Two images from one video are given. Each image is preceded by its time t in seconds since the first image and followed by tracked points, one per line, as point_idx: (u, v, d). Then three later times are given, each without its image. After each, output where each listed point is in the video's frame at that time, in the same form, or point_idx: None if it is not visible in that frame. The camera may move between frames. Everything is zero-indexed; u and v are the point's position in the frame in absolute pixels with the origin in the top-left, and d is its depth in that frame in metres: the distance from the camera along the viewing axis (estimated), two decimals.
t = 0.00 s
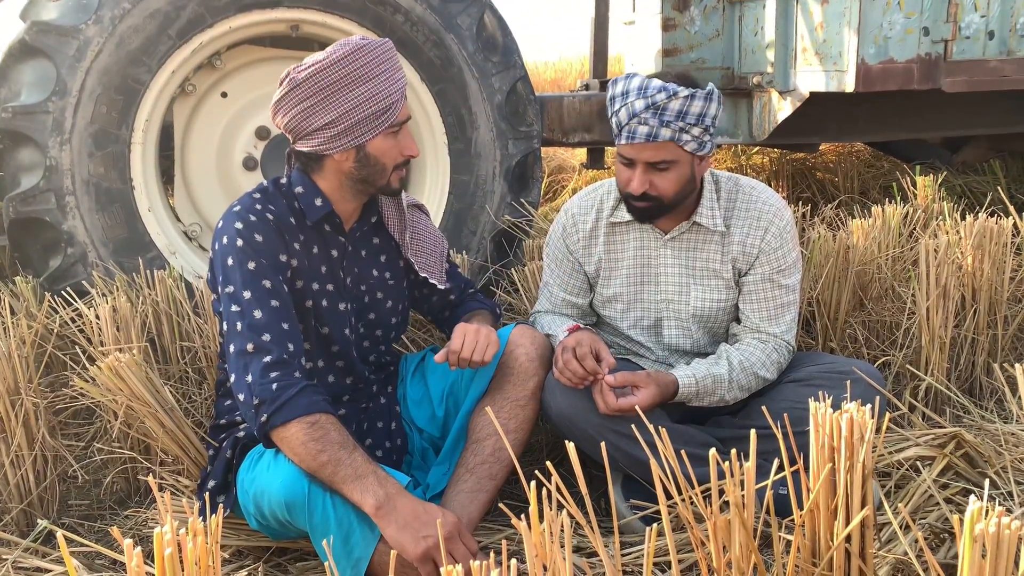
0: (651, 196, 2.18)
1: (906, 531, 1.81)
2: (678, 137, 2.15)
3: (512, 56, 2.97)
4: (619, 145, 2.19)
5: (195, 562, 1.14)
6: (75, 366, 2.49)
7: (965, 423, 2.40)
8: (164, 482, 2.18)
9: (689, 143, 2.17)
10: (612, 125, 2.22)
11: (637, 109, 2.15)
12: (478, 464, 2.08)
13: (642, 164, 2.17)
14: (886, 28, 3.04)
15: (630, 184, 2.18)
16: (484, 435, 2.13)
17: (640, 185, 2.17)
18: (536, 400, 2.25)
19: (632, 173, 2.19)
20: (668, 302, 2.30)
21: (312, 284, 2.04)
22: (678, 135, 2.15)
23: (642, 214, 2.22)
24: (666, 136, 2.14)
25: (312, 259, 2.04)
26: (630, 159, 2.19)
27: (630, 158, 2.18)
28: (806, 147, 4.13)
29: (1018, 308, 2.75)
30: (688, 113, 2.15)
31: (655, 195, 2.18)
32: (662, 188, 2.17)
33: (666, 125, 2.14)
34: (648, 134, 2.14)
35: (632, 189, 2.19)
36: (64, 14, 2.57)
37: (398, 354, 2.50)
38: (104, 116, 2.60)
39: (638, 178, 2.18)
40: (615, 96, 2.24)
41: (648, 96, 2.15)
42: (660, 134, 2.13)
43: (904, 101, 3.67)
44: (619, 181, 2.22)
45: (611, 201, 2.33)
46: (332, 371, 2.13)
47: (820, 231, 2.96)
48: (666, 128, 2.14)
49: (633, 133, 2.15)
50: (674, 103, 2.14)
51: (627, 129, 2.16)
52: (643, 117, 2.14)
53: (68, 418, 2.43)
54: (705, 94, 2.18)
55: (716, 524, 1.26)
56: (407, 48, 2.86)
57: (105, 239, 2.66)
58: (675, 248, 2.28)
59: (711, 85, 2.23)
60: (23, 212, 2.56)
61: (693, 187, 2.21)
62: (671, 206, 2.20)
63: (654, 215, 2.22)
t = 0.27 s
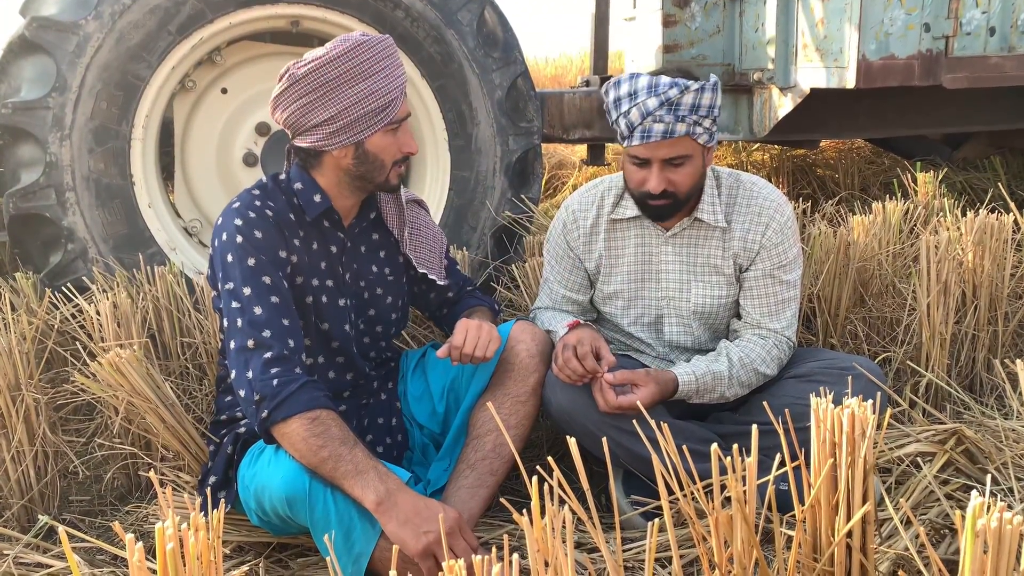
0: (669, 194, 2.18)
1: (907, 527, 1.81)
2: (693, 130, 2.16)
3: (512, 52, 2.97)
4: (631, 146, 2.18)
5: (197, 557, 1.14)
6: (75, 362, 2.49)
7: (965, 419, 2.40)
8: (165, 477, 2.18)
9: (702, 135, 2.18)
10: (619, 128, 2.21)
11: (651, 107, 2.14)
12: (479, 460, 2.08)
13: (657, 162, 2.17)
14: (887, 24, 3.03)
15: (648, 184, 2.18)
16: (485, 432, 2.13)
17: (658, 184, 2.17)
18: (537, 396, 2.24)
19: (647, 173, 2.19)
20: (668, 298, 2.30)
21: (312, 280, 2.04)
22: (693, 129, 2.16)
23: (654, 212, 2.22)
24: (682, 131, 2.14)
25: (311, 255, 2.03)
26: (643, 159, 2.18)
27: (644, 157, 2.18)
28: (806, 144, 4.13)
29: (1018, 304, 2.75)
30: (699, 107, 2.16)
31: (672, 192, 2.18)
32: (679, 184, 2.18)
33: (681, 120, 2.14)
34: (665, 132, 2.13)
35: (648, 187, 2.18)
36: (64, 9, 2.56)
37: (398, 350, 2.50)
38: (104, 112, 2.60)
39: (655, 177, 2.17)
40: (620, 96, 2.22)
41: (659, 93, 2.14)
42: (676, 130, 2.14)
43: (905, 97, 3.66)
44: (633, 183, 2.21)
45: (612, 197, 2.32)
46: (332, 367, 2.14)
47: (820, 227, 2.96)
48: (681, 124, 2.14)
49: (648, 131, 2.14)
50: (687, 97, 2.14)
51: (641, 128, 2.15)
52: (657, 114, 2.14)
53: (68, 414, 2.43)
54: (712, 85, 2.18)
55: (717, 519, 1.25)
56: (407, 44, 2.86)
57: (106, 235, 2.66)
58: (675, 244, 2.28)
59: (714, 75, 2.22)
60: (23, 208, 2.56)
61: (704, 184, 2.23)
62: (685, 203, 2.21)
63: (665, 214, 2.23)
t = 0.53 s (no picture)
0: (664, 184, 2.17)
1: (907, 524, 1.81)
2: (693, 123, 2.15)
3: (512, 49, 2.97)
4: (630, 133, 2.19)
5: (198, 553, 1.14)
6: (76, 359, 2.49)
7: (965, 416, 2.40)
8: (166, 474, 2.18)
9: (702, 129, 2.17)
10: (622, 115, 2.21)
11: (652, 95, 2.14)
12: (479, 457, 2.08)
13: (655, 152, 2.17)
14: (888, 21, 3.03)
15: (643, 172, 2.18)
16: (486, 429, 2.13)
17: (653, 172, 2.16)
18: (537, 394, 2.25)
19: (644, 162, 2.19)
20: (670, 294, 2.30)
21: (312, 277, 2.04)
22: (693, 121, 2.15)
23: (652, 205, 2.21)
24: (682, 122, 2.14)
25: (312, 252, 2.03)
26: (642, 146, 2.19)
27: (643, 145, 2.18)
28: (807, 141, 4.12)
29: (1019, 301, 2.75)
30: (702, 99, 2.16)
31: (668, 182, 2.17)
32: (676, 176, 2.17)
33: (681, 110, 2.14)
34: (664, 121, 2.14)
35: (644, 176, 2.17)
36: (64, 6, 2.56)
37: (399, 347, 2.50)
38: (104, 109, 2.60)
39: (652, 165, 2.17)
40: (626, 83, 2.23)
41: (662, 83, 2.15)
42: (676, 120, 2.13)
43: (905, 94, 3.66)
44: (630, 171, 2.21)
45: (615, 193, 2.32)
46: (333, 364, 2.14)
47: (821, 225, 2.96)
48: (681, 114, 2.14)
49: (648, 119, 2.14)
50: (689, 88, 2.14)
51: (641, 115, 2.15)
52: (658, 103, 2.14)
53: (69, 411, 2.43)
54: (717, 80, 2.19)
55: (718, 515, 1.26)
56: (408, 41, 2.86)
57: (106, 232, 2.66)
58: (678, 240, 2.28)
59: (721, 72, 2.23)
60: (24, 205, 2.56)
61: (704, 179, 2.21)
62: (685, 196, 2.20)
63: (663, 208, 2.21)
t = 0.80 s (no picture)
0: (674, 183, 2.17)
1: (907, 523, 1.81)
2: (702, 122, 2.15)
3: (512, 48, 2.97)
4: (639, 132, 2.18)
5: (199, 552, 1.14)
6: (76, 358, 2.49)
7: (965, 416, 2.40)
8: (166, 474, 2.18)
9: (711, 128, 2.17)
10: (629, 114, 2.21)
11: (662, 94, 2.14)
12: (480, 456, 2.08)
13: (664, 151, 2.17)
14: (888, 20, 3.03)
15: (654, 171, 2.17)
16: (486, 428, 2.13)
17: (663, 171, 2.16)
18: (538, 393, 2.25)
19: (653, 161, 2.19)
20: (671, 292, 2.30)
21: (311, 276, 2.03)
22: (702, 121, 2.15)
23: (660, 204, 2.22)
24: (692, 121, 2.14)
25: (311, 251, 2.03)
26: (650, 145, 2.18)
27: (651, 144, 2.18)
28: (807, 140, 4.12)
29: (1019, 301, 2.75)
30: (711, 98, 2.16)
31: (676, 181, 2.17)
32: (683, 175, 2.18)
33: (691, 109, 2.14)
34: (674, 120, 2.13)
35: (652, 175, 2.18)
36: (64, 5, 2.56)
37: (399, 347, 2.50)
38: (104, 108, 2.59)
39: (660, 164, 2.17)
40: (634, 83, 2.23)
41: (671, 82, 2.14)
42: (685, 119, 2.13)
43: (906, 93, 3.66)
44: (638, 170, 2.21)
45: (617, 189, 2.33)
46: (333, 363, 2.14)
47: (821, 224, 2.95)
48: (691, 113, 2.14)
49: (657, 118, 2.14)
50: (699, 88, 2.14)
51: (650, 115, 2.15)
52: (667, 101, 2.14)
53: (69, 410, 2.43)
54: (725, 80, 2.19)
55: (718, 515, 1.26)
56: (408, 40, 2.85)
57: (106, 231, 2.66)
58: (680, 238, 2.29)
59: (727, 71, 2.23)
60: (24, 204, 2.56)
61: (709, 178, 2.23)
62: (691, 195, 2.21)
63: (671, 206, 2.22)
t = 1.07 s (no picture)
0: (660, 182, 2.19)
1: (906, 523, 1.81)
2: (689, 121, 2.15)
3: (512, 49, 2.97)
4: (627, 132, 2.19)
5: (200, 554, 1.14)
6: (77, 359, 2.50)
7: (965, 416, 2.40)
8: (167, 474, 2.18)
9: (699, 127, 2.17)
10: (619, 114, 2.23)
11: (648, 94, 2.15)
12: (479, 457, 2.09)
13: (651, 151, 2.18)
14: (888, 21, 3.03)
15: (640, 171, 2.18)
16: (486, 429, 2.14)
17: (649, 171, 2.18)
18: (538, 394, 2.25)
19: (640, 161, 2.19)
20: (671, 292, 2.30)
21: (310, 277, 2.04)
22: (688, 120, 2.15)
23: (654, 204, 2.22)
24: (677, 121, 2.14)
25: (309, 252, 2.04)
26: (638, 145, 2.19)
27: (639, 144, 2.18)
28: (807, 140, 4.13)
29: (1019, 301, 2.75)
30: (697, 97, 2.15)
31: (665, 181, 2.19)
32: (671, 174, 2.18)
33: (675, 109, 2.14)
34: (659, 120, 2.14)
35: (640, 175, 2.18)
36: (65, 6, 2.56)
37: (399, 348, 2.50)
38: (105, 109, 2.60)
39: (648, 164, 2.17)
40: (623, 84, 2.24)
41: (656, 83, 2.15)
42: (670, 119, 2.13)
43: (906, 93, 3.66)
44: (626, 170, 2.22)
45: (616, 189, 2.36)
46: (332, 364, 2.14)
47: (820, 224, 2.96)
48: (675, 113, 2.14)
49: (642, 118, 2.15)
50: (683, 87, 2.14)
51: (636, 114, 2.16)
52: (652, 102, 2.14)
53: (70, 410, 2.43)
54: (713, 78, 2.18)
55: (717, 516, 1.26)
56: (407, 41, 2.85)
57: (106, 232, 2.66)
58: (679, 238, 2.29)
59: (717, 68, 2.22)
60: (25, 205, 2.56)
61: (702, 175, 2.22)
62: (682, 193, 2.21)
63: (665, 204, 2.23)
